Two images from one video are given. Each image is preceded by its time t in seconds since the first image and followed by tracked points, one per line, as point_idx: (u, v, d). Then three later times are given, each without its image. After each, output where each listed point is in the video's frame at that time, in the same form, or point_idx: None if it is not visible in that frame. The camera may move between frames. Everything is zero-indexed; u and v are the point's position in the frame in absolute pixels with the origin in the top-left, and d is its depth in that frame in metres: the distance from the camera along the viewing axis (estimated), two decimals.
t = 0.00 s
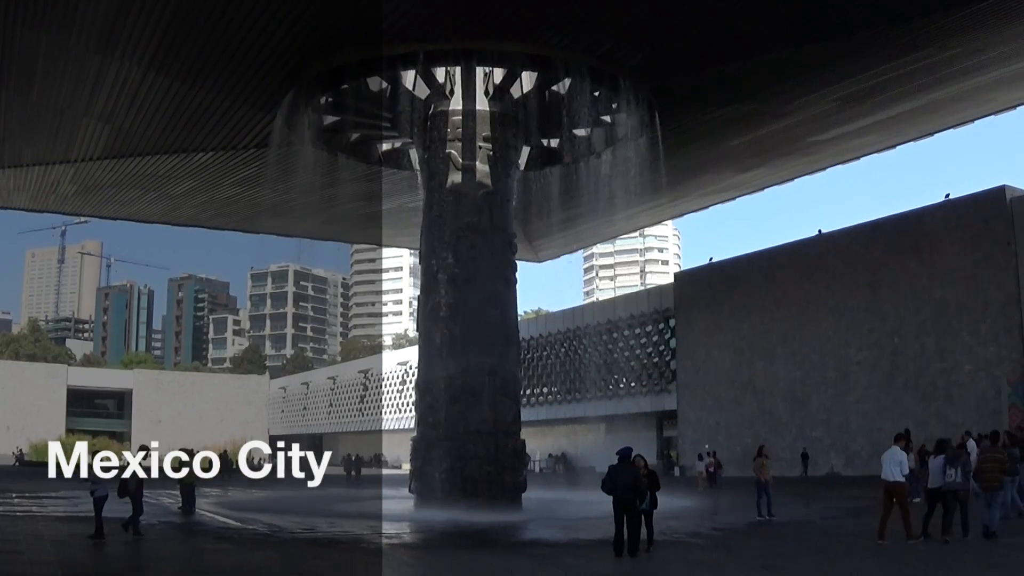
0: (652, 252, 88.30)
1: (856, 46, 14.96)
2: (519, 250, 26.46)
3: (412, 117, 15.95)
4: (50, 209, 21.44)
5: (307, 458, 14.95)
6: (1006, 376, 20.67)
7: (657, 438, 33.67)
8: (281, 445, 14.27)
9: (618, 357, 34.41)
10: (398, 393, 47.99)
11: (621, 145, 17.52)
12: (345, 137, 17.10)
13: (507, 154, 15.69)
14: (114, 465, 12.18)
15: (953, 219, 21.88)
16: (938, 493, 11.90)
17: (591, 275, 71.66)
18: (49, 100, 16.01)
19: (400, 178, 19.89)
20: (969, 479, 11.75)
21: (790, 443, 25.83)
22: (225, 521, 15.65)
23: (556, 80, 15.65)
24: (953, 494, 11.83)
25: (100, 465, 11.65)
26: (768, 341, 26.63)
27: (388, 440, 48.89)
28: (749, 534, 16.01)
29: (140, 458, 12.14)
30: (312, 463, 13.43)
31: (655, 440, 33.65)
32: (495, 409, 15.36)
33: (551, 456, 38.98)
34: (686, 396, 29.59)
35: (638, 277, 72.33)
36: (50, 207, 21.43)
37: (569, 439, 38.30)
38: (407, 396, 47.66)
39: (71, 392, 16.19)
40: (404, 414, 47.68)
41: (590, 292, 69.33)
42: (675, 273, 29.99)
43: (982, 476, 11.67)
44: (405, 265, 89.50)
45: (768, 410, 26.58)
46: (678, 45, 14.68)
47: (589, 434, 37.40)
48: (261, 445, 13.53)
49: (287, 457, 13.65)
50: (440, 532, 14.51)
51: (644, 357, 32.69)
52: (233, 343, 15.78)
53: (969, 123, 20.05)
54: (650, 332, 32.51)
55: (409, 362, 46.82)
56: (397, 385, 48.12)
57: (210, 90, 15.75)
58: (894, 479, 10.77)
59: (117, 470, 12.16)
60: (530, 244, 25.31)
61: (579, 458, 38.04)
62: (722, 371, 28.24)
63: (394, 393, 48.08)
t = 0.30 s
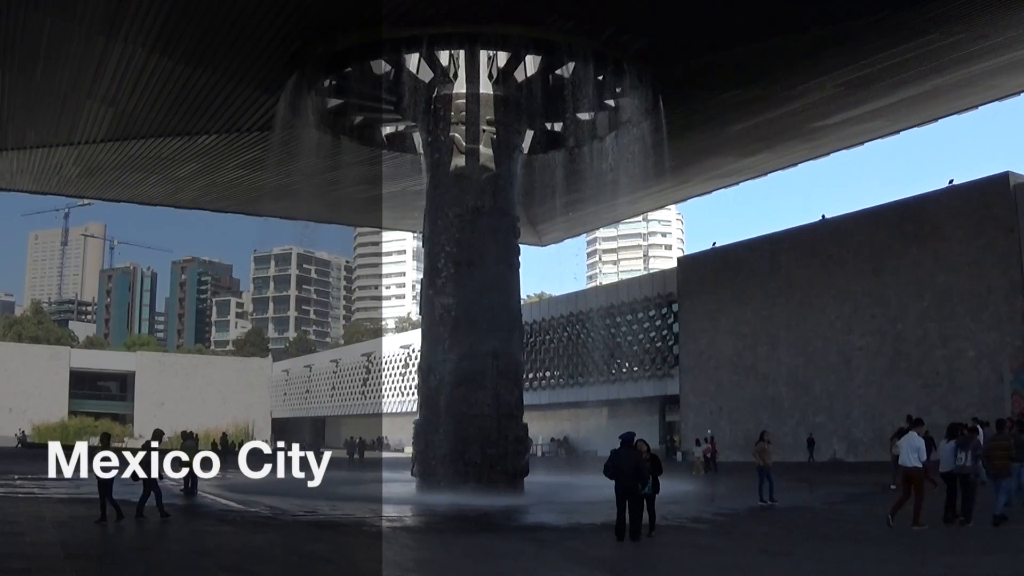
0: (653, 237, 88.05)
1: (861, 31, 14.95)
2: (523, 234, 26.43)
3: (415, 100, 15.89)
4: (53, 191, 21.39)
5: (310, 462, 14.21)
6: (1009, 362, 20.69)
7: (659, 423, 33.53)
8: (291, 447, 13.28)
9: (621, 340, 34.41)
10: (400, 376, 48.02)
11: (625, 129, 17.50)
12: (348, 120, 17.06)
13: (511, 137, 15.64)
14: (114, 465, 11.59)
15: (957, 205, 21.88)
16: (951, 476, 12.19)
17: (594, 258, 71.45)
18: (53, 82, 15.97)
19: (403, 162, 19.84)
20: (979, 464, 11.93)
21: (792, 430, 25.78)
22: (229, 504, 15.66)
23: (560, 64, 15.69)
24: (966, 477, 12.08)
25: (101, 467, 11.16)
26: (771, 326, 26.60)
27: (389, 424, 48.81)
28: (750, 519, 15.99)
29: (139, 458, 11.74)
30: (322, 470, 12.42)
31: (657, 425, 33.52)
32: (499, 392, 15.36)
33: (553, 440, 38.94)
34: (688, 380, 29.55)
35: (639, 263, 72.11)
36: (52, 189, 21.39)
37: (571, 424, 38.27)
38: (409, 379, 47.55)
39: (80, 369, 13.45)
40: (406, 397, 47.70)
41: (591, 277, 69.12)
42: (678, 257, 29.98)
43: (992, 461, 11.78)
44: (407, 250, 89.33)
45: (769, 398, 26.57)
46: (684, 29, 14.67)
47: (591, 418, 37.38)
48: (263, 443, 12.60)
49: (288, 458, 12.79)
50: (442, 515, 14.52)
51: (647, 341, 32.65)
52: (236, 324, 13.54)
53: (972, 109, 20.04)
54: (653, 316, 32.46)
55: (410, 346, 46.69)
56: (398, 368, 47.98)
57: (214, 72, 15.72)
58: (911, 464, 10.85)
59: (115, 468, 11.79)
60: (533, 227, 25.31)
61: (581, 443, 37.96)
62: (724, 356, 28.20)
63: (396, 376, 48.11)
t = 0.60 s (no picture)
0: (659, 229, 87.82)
1: (864, 22, 14.92)
2: (528, 222, 26.45)
3: (421, 89, 15.93)
4: (59, 179, 21.41)
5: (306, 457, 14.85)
6: (1013, 352, 20.67)
7: (664, 413, 33.84)
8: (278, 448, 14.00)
9: (626, 331, 34.40)
10: (405, 365, 47.88)
11: (630, 119, 17.48)
12: (353, 109, 17.06)
13: (516, 126, 15.59)
14: (116, 463, 11.90)
15: (962, 196, 21.85)
16: (964, 470, 12.18)
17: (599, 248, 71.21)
18: (57, 71, 15.98)
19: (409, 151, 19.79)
20: (990, 454, 11.91)
21: (796, 420, 25.75)
22: (233, 493, 15.67)
23: (564, 53, 15.63)
24: (979, 470, 12.06)
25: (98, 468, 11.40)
26: (776, 316, 26.58)
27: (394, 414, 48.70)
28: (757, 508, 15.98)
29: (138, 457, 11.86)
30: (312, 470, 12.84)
31: (662, 416, 33.85)
32: (503, 381, 15.35)
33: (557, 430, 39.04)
34: (693, 370, 29.53)
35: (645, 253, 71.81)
36: (58, 177, 21.41)
37: (576, 414, 38.39)
38: (414, 368, 47.43)
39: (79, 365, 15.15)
40: (411, 387, 47.55)
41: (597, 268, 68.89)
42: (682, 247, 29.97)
43: (1002, 451, 11.74)
44: (411, 240, 89.02)
45: (773, 389, 26.57)
46: (688, 19, 14.63)
47: (596, 408, 37.38)
48: (262, 444, 13.11)
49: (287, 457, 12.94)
50: (445, 504, 14.52)
51: (651, 331, 32.61)
52: (241, 316, 15.42)
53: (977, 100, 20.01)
54: (657, 306, 32.40)
55: (416, 335, 46.56)
56: (404, 358, 47.89)
57: (218, 60, 15.71)
58: (923, 453, 10.87)
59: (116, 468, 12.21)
60: (538, 216, 25.32)
61: (585, 432, 38.16)
62: (729, 346, 28.17)
63: (401, 365, 47.94)
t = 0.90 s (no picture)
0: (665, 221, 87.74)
1: (870, 15, 14.92)
2: (533, 214, 26.43)
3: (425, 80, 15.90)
4: (63, 171, 21.41)
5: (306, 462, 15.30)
6: (1018, 345, 20.68)
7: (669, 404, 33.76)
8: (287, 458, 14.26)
9: (631, 322, 34.35)
10: (410, 356, 47.66)
11: (635, 110, 17.50)
12: (359, 100, 17.05)
13: (522, 118, 15.61)
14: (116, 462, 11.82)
15: (967, 189, 21.85)
16: (978, 460, 12.20)
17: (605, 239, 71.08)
18: (61, 62, 15.98)
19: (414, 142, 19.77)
20: (1005, 445, 11.92)
21: (801, 412, 25.76)
22: (234, 485, 15.67)
23: (570, 45, 15.57)
24: (993, 460, 12.08)
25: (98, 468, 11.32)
26: (781, 309, 26.56)
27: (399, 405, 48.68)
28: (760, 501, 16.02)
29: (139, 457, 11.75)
30: (317, 471, 13.36)
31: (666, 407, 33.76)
32: (507, 372, 15.37)
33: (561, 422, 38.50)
34: (698, 362, 29.52)
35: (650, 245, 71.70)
36: (62, 169, 21.41)
37: (580, 404, 38.00)
38: (419, 359, 47.33)
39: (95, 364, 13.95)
40: (415, 377, 47.30)
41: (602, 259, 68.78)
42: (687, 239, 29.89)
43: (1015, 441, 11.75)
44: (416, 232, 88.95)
45: (778, 381, 26.58)
46: (696, 9, 14.63)
47: (601, 399, 37.08)
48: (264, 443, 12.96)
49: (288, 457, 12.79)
50: (450, 496, 14.53)
51: (656, 322, 32.82)
52: (245, 307, 13.65)
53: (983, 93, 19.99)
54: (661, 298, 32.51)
55: (421, 326, 46.48)
56: (409, 349, 47.84)
57: (222, 51, 15.71)
58: (935, 445, 10.85)
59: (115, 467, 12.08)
60: (543, 208, 25.31)
61: (590, 423, 37.70)
62: (734, 338, 28.15)
63: (406, 356, 47.69)
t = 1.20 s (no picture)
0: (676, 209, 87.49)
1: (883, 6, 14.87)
2: (543, 203, 26.42)
3: (436, 69, 15.94)
4: (73, 160, 21.43)
5: (306, 461, 15.41)
6: None
7: (678, 394, 33.84)
8: (276, 445, 16.04)
9: (641, 313, 34.34)
10: (420, 345, 47.44)
11: (645, 99, 17.48)
12: (369, 89, 17.01)
13: (532, 107, 15.61)
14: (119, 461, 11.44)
15: (977, 180, 21.81)
16: (998, 451, 12.17)
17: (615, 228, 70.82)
18: (71, 52, 15.99)
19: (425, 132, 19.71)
20: None
21: (811, 403, 25.74)
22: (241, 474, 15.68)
23: (580, 34, 15.62)
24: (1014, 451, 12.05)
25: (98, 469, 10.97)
26: (791, 300, 26.52)
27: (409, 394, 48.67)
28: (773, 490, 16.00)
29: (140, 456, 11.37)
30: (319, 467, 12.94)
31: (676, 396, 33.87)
32: (517, 362, 15.37)
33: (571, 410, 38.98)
34: (708, 352, 29.50)
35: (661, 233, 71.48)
36: (73, 158, 21.43)
37: (589, 395, 38.60)
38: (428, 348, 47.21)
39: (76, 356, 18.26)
40: (425, 366, 47.11)
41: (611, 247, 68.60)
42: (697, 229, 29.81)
43: None
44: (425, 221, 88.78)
45: (787, 373, 26.56)
46: None
47: (608, 389, 37.68)
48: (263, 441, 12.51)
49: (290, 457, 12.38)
50: (459, 485, 14.52)
51: (665, 312, 32.72)
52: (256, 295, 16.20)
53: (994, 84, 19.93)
54: (671, 288, 32.38)
55: (430, 315, 46.35)
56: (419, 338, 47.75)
57: (233, 41, 15.71)
58: (955, 435, 10.81)
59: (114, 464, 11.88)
60: (553, 197, 25.31)
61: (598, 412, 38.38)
62: (744, 329, 28.12)
63: (416, 345, 47.44)
